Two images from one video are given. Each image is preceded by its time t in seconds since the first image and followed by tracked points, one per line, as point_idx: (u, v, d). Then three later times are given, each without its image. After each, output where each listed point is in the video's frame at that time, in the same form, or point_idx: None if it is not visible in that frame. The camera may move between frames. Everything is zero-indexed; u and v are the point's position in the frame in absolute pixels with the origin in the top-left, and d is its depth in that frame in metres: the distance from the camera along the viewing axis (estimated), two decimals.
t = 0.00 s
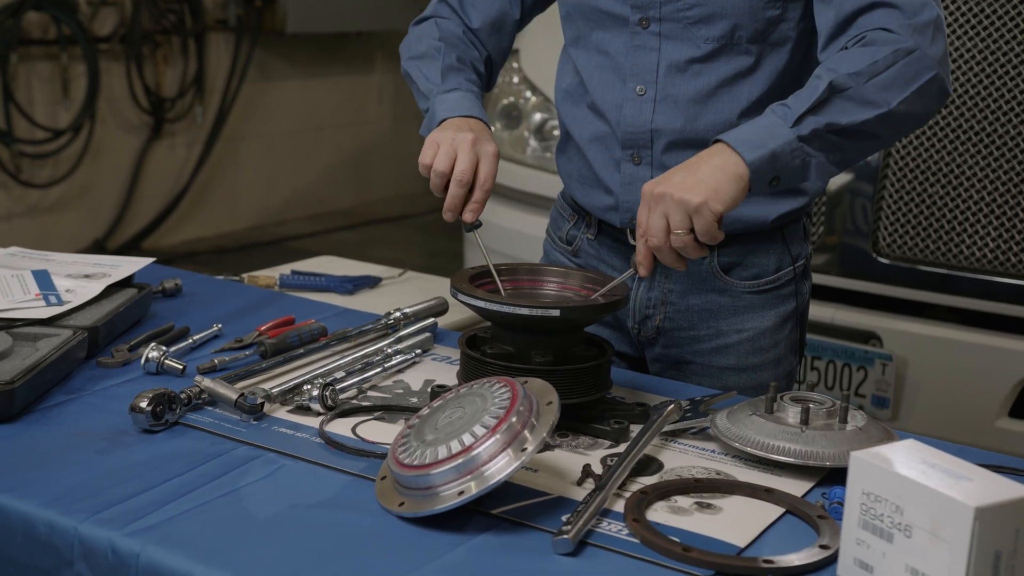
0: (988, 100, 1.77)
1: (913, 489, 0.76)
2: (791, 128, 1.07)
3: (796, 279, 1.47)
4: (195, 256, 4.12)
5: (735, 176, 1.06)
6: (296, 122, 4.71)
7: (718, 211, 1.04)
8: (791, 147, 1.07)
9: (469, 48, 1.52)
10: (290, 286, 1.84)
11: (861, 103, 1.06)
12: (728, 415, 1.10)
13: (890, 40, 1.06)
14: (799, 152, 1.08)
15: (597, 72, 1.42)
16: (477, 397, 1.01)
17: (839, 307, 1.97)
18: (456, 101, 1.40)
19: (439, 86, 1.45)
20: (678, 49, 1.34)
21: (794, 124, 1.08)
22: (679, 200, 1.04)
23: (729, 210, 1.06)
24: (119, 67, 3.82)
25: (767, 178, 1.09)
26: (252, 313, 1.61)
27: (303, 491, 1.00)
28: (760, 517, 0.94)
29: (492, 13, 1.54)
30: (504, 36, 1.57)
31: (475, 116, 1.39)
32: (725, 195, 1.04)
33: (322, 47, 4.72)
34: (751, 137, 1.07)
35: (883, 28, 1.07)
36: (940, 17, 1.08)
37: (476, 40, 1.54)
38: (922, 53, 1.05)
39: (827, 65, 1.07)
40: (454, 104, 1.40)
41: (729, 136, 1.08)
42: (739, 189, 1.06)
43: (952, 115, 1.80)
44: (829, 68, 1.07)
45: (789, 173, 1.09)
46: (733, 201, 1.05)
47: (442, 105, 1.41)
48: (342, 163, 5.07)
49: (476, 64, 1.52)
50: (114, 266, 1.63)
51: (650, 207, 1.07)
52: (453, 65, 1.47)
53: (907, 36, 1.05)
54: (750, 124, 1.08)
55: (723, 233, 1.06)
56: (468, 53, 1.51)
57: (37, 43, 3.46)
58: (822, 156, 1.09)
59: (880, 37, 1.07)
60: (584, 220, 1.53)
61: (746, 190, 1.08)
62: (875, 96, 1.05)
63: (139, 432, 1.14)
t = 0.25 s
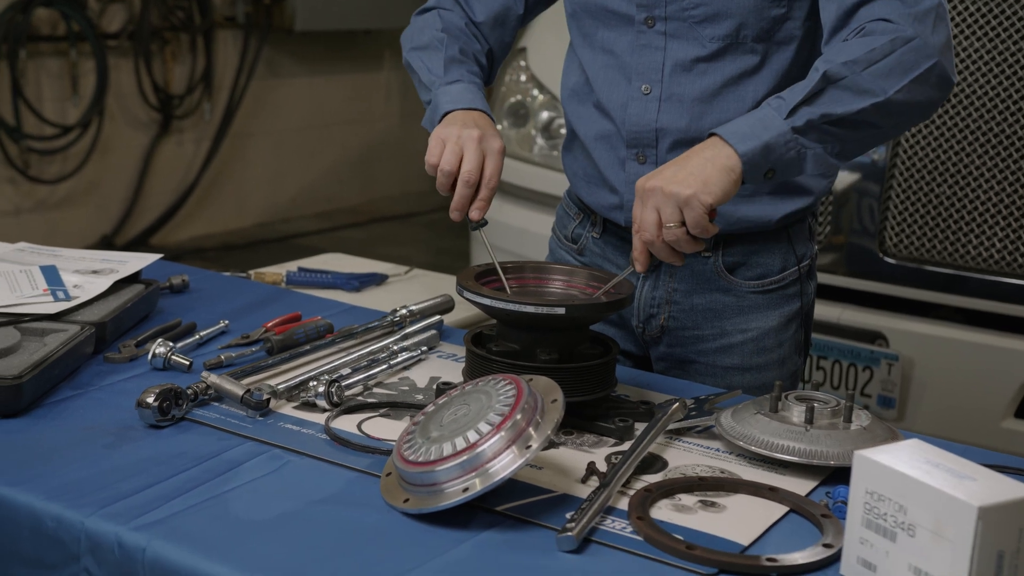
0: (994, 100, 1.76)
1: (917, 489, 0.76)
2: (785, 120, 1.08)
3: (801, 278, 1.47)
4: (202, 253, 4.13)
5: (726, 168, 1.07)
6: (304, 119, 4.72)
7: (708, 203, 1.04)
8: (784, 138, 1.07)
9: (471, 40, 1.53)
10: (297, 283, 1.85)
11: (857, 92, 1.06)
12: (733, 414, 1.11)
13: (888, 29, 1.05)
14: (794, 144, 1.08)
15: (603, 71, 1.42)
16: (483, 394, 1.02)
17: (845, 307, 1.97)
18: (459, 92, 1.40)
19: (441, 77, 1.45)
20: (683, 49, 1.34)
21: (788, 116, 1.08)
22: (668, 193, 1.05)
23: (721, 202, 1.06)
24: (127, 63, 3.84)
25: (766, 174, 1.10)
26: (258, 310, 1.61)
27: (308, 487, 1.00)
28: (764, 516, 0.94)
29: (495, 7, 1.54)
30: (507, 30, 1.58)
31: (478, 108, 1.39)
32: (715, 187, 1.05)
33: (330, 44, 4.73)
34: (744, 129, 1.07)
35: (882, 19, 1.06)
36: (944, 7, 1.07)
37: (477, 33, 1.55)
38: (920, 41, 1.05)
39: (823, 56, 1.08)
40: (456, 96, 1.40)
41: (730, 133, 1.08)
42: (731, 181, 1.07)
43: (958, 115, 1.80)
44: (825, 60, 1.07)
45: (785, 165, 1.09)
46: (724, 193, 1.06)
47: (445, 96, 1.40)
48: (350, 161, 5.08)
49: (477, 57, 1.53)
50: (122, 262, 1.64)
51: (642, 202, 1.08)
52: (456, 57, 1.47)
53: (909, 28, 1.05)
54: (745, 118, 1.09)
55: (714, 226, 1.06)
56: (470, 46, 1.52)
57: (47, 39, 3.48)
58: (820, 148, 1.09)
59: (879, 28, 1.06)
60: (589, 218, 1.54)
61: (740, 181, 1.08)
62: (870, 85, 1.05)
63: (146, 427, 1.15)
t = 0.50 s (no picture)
0: (1000, 103, 1.76)
1: (921, 491, 0.76)
2: (787, 121, 1.08)
3: (806, 281, 1.47)
4: (208, 253, 4.14)
5: (728, 170, 1.07)
6: (309, 120, 4.73)
7: (708, 206, 1.05)
8: (786, 139, 1.07)
9: (472, 38, 1.53)
10: (302, 284, 1.85)
11: (859, 92, 1.05)
12: (737, 416, 1.10)
13: (892, 27, 1.05)
14: (797, 145, 1.08)
15: (608, 73, 1.42)
16: (487, 395, 1.02)
17: (851, 309, 1.97)
18: (458, 93, 1.41)
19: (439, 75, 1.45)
20: (688, 51, 1.34)
21: (791, 117, 1.08)
22: (668, 197, 1.06)
23: (722, 204, 1.07)
24: (133, 65, 3.85)
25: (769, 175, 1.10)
26: (263, 311, 1.61)
27: (312, 487, 1.01)
28: (768, 518, 0.94)
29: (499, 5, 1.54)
30: (510, 28, 1.58)
31: (476, 111, 1.39)
32: (715, 190, 1.06)
33: (335, 46, 4.73)
34: (745, 131, 1.07)
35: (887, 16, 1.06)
36: (948, 4, 1.07)
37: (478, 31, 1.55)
38: (924, 38, 1.04)
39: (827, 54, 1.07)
40: (455, 96, 1.40)
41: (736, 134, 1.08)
42: (733, 183, 1.07)
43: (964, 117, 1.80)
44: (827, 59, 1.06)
45: (788, 167, 1.09)
46: (725, 196, 1.07)
47: (444, 97, 1.41)
48: (355, 162, 5.09)
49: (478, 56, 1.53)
50: (128, 263, 1.65)
51: (643, 205, 1.10)
52: (455, 57, 1.47)
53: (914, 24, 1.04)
54: (747, 120, 1.09)
55: (716, 228, 1.07)
56: (471, 45, 1.53)
57: (53, 40, 3.49)
58: (824, 148, 1.09)
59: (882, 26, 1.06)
60: (594, 220, 1.54)
61: (742, 185, 1.09)
62: (873, 83, 1.04)
63: (151, 428, 1.15)
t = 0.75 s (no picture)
0: (995, 105, 1.77)
1: (915, 492, 0.76)
2: (778, 117, 1.08)
3: (802, 282, 1.47)
4: (202, 255, 4.13)
5: (717, 167, 1.08)
6: (304, 121, 4.72)
7: (697, 203, 1.05)
8: (778, 135, 1.08)
9: (470, 36, 1.53)
10: (297, 285, 1.85)
11: (851, 86, 1.06)
12: (732, 417, 1.11)
13: (886, 21, 1.05)
14: (791, 145, 1.09)
15: (605, 75, 1.42)
16: (482, 397, 1.02)
17: (846, 311, 1.97)
18: (468, 90, 1.40)
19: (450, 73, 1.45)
20: (685, 54, 1.35)
21: (781, 114, 1.08)
22: (657, 195, 1.07)
23: (713, 201, 1.07)
24: (128, 65, 3.84)
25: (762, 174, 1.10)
26: (258, 312, 1.61)
27: (307, 489, 1.00)
28: (763, 519, 0.94)
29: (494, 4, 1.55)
30: (504, 28, 1.59)
31: (489, 108, 1.39)
32: (704, 186, 1.06)
33: (331, 47, 4.73)
34: (735, 128, 1.08)
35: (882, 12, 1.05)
36: None
37: (476, 30, 1.55)
38: (917, 32, 1.04)
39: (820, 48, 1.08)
40: (465, 94, 1.40)
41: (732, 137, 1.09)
42: (723, 180, 1.07)
43: (959, 119, 1.80)
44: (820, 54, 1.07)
45: (779, 163, 1.10)
46: (715, 192, 1.07)
47: (454, 95, 1.40)
48: (350, 163, 5.08)
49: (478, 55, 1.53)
50: (122, 264, 1.64)
51: (635, 205, 1.10)
52: (460, 54, 1.48)
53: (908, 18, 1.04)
54: (739, 118, 1.09)
55: (707, 225, 1.07)
56: (471, 44, 1.52)
57: (48, 41, 3.48)
58: (818, 144, 1.09)
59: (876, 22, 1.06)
60: (589, 221, 1.54)
61: (732, 181, 1.09)
62: (864, 77, 1.05)
63: (146, 429, 1.15)
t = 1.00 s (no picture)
0: (990, 106, 1.77)
1: (914, 494, 0.76)
2: (775, 120, 1.08)
3: (798, 284, 1.47)
4: (197, 258, 4.12)
5: (715, 172, 1.08)
6: (299, 124, 4.72)
7: (695, 209, 1.06)
8: (775, 138, 1.08)
9: (459, 38, 1.52)
10: (293, 288, 1.84)
11: (848, 87, 1.06)
12: (730, 419, 1.10)
13: (882, 22, 1.05)
14: (790, 149, 1.09)
15: (600, 76, 1.42)
16: (479, 399, 1.01)
17: (842, 311, 1.97)
18: (451, 99, 1.40)
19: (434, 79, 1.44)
20: (680, 56, 1.34)
21: (778, 117, 1.09)
22: (655, 201, 1.07)
23: (711, 207, 1.07)
24: (122, 68, 3.83)
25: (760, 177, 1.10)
26: (254, 315, 1.61)
27: (304, 493, 1.00)
28: (761, 521, 0.94)
29: (484, 5, 1.54)
30: (496, 28, 1.58)
31: (471, 117, 1.39)
32: (702, 192, 1.06)
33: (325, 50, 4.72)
34: (732, 132, 1.08)
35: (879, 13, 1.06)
36: None
37: (466, 31, 1.55)
38: (914, 31, 1.04)
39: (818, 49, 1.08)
40: (447, 102, 1.40)
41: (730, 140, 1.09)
42: (721, 186, 1.08)
43: (955, 120, 1.81)
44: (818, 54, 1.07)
45: (778, 166, 1.09)
46: (713, 197, 1.07)
47: (436, 104, 1.40)
48: (345, 165, 5.08)
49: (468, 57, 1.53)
50: (117, 267, 1.64)
51: (632, 212, 1.10)
52: (445, 59, 1.47)
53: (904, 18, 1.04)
54: (736, 121, 1.10)
55: (705, 231, 1.08)
56: (462, 45, 1.52)
57: (41, 44, 3.47)
58: (816, 146, 1.09)
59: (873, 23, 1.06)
60: (585, 223, 1.54)
61: (731, 186, 1.09)
62: (861, 78, 1.05)
63: (141, 433, 1.14)
